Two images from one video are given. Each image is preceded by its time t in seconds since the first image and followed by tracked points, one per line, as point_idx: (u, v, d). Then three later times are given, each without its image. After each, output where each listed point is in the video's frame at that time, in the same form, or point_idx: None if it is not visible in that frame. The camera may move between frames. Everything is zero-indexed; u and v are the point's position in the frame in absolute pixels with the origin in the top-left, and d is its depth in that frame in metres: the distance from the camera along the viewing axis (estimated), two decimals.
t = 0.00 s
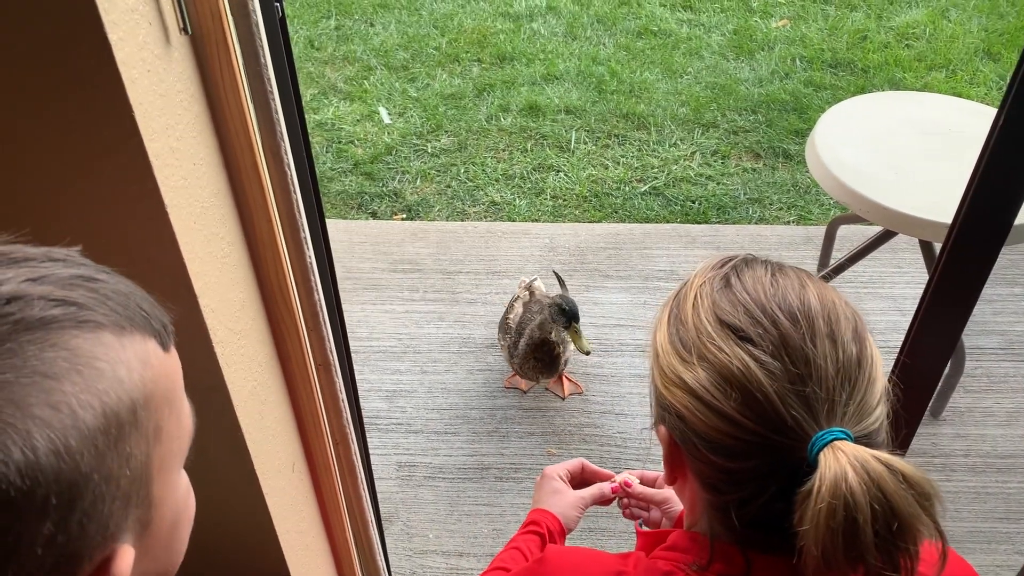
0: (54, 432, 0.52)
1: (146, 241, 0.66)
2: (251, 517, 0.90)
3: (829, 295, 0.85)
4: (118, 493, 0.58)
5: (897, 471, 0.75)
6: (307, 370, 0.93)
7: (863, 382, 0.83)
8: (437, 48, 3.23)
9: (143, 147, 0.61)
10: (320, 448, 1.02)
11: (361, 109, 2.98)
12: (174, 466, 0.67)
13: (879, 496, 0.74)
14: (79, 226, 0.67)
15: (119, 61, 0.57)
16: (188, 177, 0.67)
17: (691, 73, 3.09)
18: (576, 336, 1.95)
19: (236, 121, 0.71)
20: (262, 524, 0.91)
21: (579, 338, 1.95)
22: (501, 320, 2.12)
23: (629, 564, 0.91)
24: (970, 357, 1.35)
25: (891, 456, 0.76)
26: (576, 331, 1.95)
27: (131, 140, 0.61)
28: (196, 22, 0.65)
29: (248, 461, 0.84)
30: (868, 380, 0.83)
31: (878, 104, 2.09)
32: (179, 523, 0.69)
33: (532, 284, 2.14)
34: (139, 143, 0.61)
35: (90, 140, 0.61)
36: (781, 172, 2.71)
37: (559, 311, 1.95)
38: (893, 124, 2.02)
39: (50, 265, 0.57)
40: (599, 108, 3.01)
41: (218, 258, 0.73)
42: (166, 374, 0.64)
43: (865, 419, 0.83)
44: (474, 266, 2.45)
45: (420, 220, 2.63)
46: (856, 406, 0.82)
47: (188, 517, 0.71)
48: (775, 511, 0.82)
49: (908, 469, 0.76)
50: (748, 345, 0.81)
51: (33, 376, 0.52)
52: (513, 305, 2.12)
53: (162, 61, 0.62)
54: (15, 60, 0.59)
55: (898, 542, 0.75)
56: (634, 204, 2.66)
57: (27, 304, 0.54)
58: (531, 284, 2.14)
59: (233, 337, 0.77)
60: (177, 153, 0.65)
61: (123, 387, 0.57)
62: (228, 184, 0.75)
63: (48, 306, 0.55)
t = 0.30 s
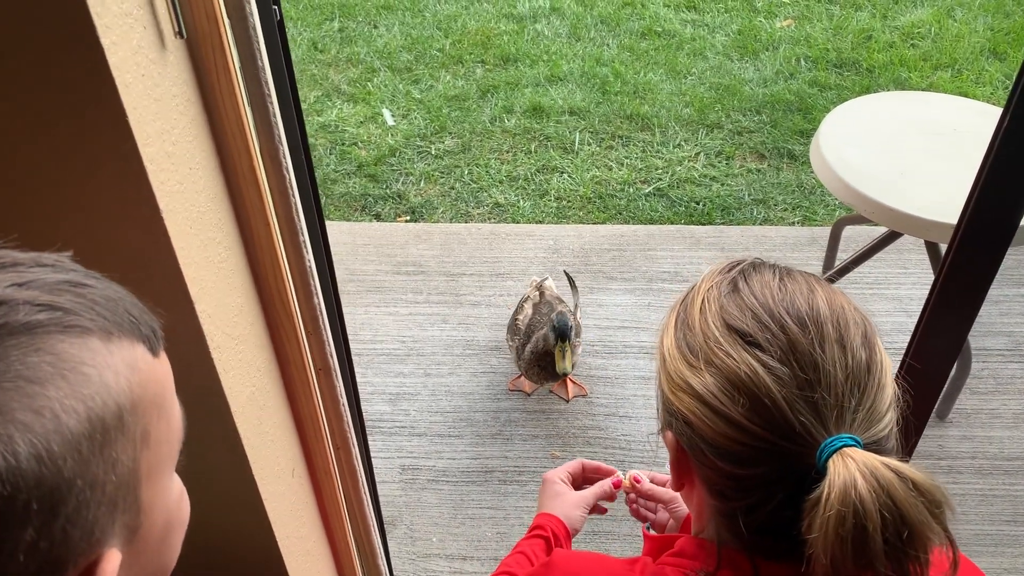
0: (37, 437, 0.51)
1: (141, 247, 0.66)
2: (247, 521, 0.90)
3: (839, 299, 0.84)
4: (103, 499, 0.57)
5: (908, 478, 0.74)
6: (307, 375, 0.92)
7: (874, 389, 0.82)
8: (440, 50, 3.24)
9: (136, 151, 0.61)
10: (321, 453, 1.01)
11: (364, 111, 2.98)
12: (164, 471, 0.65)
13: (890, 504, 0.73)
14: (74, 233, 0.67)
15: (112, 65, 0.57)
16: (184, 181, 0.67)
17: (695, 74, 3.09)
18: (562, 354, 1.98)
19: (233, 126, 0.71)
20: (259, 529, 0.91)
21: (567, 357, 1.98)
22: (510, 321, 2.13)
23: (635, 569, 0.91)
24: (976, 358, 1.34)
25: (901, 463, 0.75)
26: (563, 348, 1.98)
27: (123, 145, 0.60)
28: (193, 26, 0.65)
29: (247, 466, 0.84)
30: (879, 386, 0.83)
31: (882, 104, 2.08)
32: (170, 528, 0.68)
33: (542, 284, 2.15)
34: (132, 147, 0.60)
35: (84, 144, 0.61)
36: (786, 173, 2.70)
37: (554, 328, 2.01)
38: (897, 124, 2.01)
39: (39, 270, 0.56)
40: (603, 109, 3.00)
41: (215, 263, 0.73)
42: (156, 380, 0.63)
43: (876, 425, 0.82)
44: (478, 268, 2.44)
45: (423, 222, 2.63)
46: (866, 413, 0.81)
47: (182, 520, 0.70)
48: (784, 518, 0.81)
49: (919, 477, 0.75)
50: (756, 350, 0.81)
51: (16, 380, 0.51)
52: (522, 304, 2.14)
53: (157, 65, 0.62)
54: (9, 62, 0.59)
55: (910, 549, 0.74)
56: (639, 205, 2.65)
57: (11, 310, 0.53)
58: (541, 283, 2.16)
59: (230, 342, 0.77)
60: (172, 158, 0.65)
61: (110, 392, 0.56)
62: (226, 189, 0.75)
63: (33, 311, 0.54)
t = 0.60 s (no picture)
0: (33, 442, 0.51)
1: (125, 255, 0.65)
2: (238, 528, 0.90)
3: (840, 306, 0.84)
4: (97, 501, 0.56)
5: (907, 490, 0.74)
6: (298, 384, 0.92)
7: (873, 397, 0.82)
8: (433, 52, 3.23)
9: (119, 161, 0.60)
10: (314, 462, 1.01)
11: (357, 114, 2.98)
12: (154, 472, 0.65)
13: (889, 516, 0.73)
14: (59, 240, 0.67)
15: (93, 75, 0.57)
16: (169, 191, 0.66)
17: (688, 74, 3.09)
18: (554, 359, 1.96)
19: (220, 134, 0.71)
20: (251, 537, 0.90)
21: (558, 362, 1.97)
22: (507, 324, 2.12)
23: None
24: (972, 356, 1.34)
25: (902, 475, 0.75)
26: (554, 354, 1.97)
27: (108, 154, 0.60)
28: (176, 35, 0.64)
29: (237, 476, 0.83)
30: (878, 394, 0.82)
31: (874, 103, 2.09)
32: (157, 528, 0.68)
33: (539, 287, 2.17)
34: (116, 157, 0.60)
35: (66, 151, 0.60)
36: (779, 172, 2.70)
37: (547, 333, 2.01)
38: (889, 124, 2.01)
39: (30, 275, 0.55)
40: (596, 111, 2.99)
41: (202, 272, 0.72)
42: (145, 383, 0.62)
43: (875, 434, 0.82)
44: (473, 270, 2.44)
45: (418, 224, 2.62)
46: (866, 421, 0.81)
47: (168, 524, 0.70)
48: (783, 527, 0.81)
49: (919, 488, 0.75)
50: (756, 358, 0.80)
51: (12, 386, 0.50)
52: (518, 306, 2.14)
53: (141, 74, 0.61)
54: None
55: (908, 563, 0.74)
56: (633, 206, 2.65)
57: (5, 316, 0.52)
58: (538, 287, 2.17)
59: (219, 352, 0.76)
60: (157, 167, 0.64)
61: (103, 397, 0.56)
62: (212, 198, 0.74)
63: (27, 317, 0.53)
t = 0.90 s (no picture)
0: (46, 442, 0.51)
1: (118, 260, 0.65)
2: (231, 533, 0.89)
3: (836, 305, 0.84)
4: (105, 501, 0.56)
5: (899, 489, 0.74)
6: (291, 387, 0.92)
7: (868, 396, 0.82)
8: (425, 52, 3.23)
9: (108, 167, 0.60)
10: (307, 465, 1.01)
11: (349, 115, 2.97)
12: (162, 476, 0.65)
13: (881, 513, 0.73)
14: (52, 242, 0.66)
15: (81, 81, 0.56)
16: (159, 195, 0.66)
17: (680, 73, 3.09)
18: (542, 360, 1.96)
19: (210, 138, 0.70)
20: (245, 543, 0.90)
21: (546, 363, 1.96)
22: (500, 327, 2.13)
23: None
24: (964, 353, 1.35)
25: (894, 473, 0.75)
26: (544, 356, 1.96)
27: (96, 159, 0.60)
28: (165, 39, 0.64)
29: (229, 480, 0.83)
30: (873, 393, 0.82)
31: (865, 102, 2.09)
32: (161, 530, 0.67)
33: (533, 287, 2.19)
34: (104, 163, 0.60)
35: (57, 155, 0.60)
36: (772, 170, 2.71)
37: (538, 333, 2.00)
38: (880, 122, 2.01)
39: (46, 275, 0.55)
40: (589, 110, 2.99)
41: (192, 276, 0.72)
42: (156, 386, 0.62)
43: (869, 432, 0.82)
44: (466, 271, 2.44)
45: (410, 225, 2.62)
46: (860, 420, 0.81)
47: (169, 530, 0.68)
48: (775, 525, 0.81)
49: (910, 487, 0.75)
50: (751, 356, 0.80)
51: (28, 387, 0.50)
52: (512, 308, 2.16)
53: (129, 79, 0.61)
54: None
55: (900, 561, 0.74)
56: (626, 205, 2.65)
57: (21, 317, 0.52)
58: (531, 286, 2.19)
59: (210, 356, 0.76)
60: (146, 172, 0.64)
61: (115, 399, 0.56)
62: (202, 201, 0.74)
63: (43, 318, 0.53)
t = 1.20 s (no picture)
0: (46, 419, 0.51)
1: (112, 256, 0.64)
2: (227, 529, 0.89)
3: (832, 297, 0.84)
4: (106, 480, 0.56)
5: (896, 477, 0.75)
6: (285, 384, 0.92)
7: (864, 387, 0.82)
8: (419, 50, 3.23)
9: (101, 163, 0.60)
10: (302, 462, 1.00)
11: (343, 113, 2.96)
12: (163, 460, 0.64)
13: (877, 501, 0.73)
14: (42, 232, 0.66)
15: (73, 77, 0.56)
16: (152, 192, 0.66)
17: (675, 70, 3.10)
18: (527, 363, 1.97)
19: (203, 134, 0.70)
20: (240, 538, 0.90)
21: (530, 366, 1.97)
22: (496, 324, 2.14)
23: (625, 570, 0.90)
24: (958, 349, 1.35)
25: (890, 462, 0.76)
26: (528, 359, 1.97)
27: (89, 156, 0.59)
28: (157, 35, 0.64)
29: (225, 476, 0.83)
30: (869, 385, 0.83)
31: (859, 99, 2.10)
32: (161, 512, 0.67)
33: (529, 283, 2.19)
34: (97, 159, 0.60)
35: (50, 150, 0.60)
36: (766, 167, 2.71)
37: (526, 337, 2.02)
38: (874, 119, 2.02)
39: (48, 257, 0.55)
40: (584, 108, 2.99)
41: (186, 274, 0.72)
42: (157, 368, 0.61)
43: (866, 424, 0.82)
44: (461, 269, 2.44)
45: (405, 224, 2.61)
46: (856, 411, 0.81)
47: (168, 514, 0.68)
48: (772, 515, 0.81)
49: (907, 476, 0.76)
50: (748, 346, 0.80)
51: (28, 365, 0.50)
52: (507, 305, 2.16)
53: (121, 75, 0.61)
54: None
55: (895, 547, 0.75)
56: (621, 203, 2.65)
57: (20, 297, 0.52)
58: (528, 283, 2.18)
59: (205, 354, 0.76)
60: (140, 169, 0.64)
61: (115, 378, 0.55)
62: (196, 198, 0.73)
63: (43, 298, 0.53)
